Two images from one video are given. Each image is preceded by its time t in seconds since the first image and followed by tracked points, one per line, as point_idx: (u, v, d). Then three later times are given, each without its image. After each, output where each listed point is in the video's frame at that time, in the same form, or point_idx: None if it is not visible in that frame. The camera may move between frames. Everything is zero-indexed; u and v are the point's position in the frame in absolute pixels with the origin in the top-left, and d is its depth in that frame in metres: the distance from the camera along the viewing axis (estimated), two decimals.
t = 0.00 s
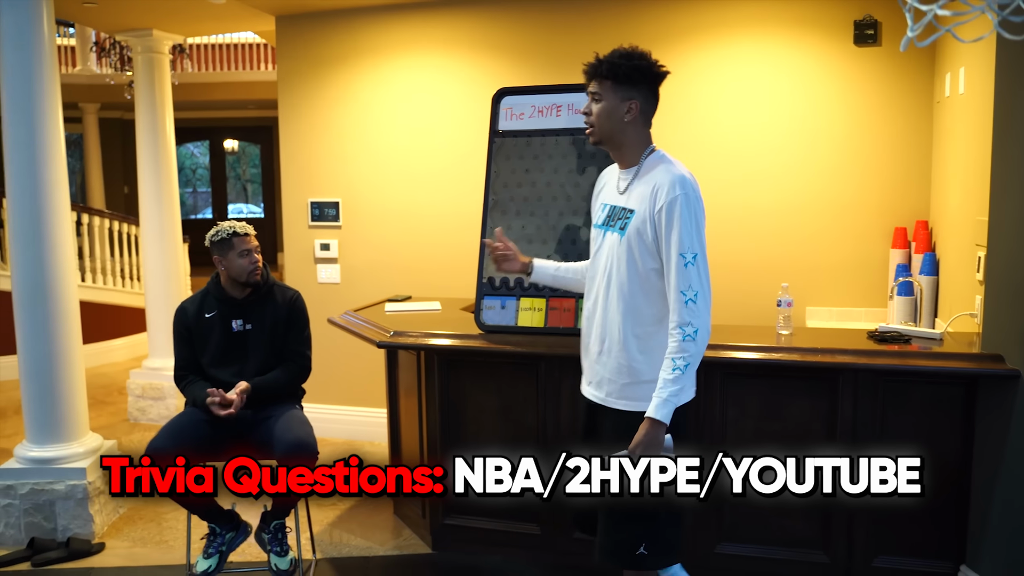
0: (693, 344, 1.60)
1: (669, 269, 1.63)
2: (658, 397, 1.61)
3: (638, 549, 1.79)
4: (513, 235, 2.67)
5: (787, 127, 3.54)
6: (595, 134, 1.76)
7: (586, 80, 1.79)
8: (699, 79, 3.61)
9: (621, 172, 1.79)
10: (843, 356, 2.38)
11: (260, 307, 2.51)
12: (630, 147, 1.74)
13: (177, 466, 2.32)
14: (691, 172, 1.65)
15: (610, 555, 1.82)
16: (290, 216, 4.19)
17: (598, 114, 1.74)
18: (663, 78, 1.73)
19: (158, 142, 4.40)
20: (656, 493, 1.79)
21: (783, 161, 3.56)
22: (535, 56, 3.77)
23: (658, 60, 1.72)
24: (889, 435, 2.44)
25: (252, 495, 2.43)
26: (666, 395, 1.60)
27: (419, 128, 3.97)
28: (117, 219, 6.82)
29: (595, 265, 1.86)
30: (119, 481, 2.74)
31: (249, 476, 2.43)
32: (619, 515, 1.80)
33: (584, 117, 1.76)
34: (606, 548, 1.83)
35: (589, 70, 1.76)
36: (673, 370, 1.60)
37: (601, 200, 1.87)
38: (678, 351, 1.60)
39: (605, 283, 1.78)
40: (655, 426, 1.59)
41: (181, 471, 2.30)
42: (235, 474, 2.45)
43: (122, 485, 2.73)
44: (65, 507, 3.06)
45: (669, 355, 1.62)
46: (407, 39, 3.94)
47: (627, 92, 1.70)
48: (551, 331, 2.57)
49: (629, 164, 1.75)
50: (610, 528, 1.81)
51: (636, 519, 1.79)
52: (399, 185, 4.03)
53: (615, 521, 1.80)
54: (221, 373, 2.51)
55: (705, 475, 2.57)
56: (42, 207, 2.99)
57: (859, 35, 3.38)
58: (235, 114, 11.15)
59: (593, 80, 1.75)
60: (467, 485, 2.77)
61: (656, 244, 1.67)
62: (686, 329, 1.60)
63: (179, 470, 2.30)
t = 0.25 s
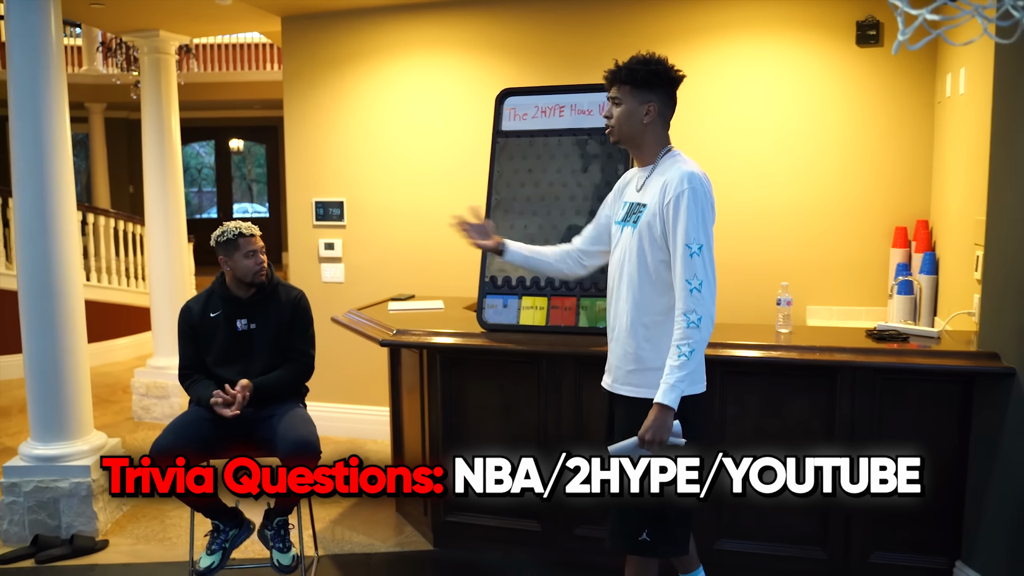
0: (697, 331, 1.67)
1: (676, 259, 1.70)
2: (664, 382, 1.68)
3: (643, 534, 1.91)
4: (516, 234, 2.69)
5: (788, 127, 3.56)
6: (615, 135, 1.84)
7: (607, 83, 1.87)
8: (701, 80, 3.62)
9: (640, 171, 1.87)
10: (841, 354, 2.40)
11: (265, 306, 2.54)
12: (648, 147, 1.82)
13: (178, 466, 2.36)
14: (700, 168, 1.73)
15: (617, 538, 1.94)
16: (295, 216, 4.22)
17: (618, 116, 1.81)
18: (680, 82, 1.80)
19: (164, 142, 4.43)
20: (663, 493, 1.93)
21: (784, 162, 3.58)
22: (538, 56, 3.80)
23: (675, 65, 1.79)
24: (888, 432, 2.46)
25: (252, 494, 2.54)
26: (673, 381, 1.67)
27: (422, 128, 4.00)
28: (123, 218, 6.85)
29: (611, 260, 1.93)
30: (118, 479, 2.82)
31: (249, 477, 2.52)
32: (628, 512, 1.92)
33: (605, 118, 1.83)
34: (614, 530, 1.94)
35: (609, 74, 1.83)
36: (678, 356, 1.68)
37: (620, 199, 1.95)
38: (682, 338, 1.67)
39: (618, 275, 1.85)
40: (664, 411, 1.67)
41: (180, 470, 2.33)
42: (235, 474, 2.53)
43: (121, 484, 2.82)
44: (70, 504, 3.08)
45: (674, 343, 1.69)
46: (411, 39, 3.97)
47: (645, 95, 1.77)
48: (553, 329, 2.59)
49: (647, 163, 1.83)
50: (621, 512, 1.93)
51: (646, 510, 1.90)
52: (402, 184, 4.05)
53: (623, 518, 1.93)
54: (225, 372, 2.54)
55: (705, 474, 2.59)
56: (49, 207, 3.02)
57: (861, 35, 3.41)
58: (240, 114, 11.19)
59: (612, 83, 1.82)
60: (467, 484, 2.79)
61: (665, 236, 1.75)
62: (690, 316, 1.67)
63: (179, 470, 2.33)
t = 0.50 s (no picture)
0: (716, 322, 1.72)
1: (697, 255, 1.74)
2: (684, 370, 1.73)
3: (651, 520, 2.00)
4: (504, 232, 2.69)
5: (775, 126, 3.59)
6: (628, 138, 1.87)
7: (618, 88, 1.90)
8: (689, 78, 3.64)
9: (649, 172, 1.90)
10: (827, 351, 2.43)
11: (256, 304, 2.53)
12: (661, 150, 1.86)
13: (177, 466, 2.36)
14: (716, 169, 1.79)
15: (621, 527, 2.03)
16: (284, 214, 4.22)
17: (632, 120, 1.84)
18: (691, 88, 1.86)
19: (152, 140, 4.42)
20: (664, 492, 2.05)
21: (772, 160, 3.61)
22: (527, 55, 3.81)
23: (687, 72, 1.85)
24: (873, 427, 2.49)
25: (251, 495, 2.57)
26: (688, 363, 1.72)
27: (412, 126, 4.00)
28: (110, 217, 6.80)
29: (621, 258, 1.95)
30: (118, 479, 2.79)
31: (248, 477, 2.57)
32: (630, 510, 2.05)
33: (618, 122, 1.86)
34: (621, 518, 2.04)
35: (622, 79, 1.87)
36: (698, 346, 1.72)
37: (628, 199, 1.97)
38: (702, 329, 1.72)
39: (632, 272, 1.87)
40: (676, 391, 1.73)
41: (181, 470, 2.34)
42: (236, 475, 2.57)
43: (120, 484, 2.80)
44: (59, 502, 3.08)
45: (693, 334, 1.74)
46: (400, 38, 3.97)
47: (661, 99, 1.82)
48: (542, 326, 2.60)
49: (659, 166, 1.87)
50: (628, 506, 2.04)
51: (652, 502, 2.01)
52: (392, 183, 4.06)
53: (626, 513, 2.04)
54: (216, 369, 2.54)
55: (704, 474, 2.59)
56: (37, 204, 3.01)
57: (847, 35, 3.44)
58: (228, 112, 11.14)
59: (626, 87, 1.85)
60: (467, 484, 2.81)
61: (684, 233, 1.79)
62: (710, 308, 1.72)
63: (179, 470, 2.34)
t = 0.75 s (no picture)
0: (752, 318, 1.75)
1: (726, 254, 1.79)
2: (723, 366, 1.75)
3: (660, 513, 2.01)
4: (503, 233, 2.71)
5: (771, 127, 3.62)
6: (651, 144, 1.90)
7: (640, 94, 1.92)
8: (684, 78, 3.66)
9: (668, 177, 1.94)
10: (826, 351, 2.45)
11: (257, 304, 2.53)
12: (682, 155, 1.90)
13: (177, 466, 2.35)
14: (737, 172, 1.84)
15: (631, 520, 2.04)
16: (280, 213, 4.21)
17: (656, 126, 1.87)
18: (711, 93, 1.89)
19: (146, 139, 4.40)
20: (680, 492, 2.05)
21: (767, 161, 3.64)
22: (524, 55, 3.82)
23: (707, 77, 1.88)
24: (870, 426, 2.52)
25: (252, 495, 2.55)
26: (730, 360, 1.75)
27: (408, 126, 4.00)
28: (102, 216, 6.76)
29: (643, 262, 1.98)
30: (116, 481, 2.76)
31: (248, 477, 2.55)
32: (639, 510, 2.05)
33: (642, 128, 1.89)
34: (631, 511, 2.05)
35: (644, 85, 1.89)
36: (734, 342, 1.75)
37: (647, 205, 2.00)
38: (738, 326, 1.75)
39: (658, 275, 1.90)
40: (722, 387, 1.75)
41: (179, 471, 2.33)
42: (236, 475, 2.56)
43: (118, 486, 2.76)
44: (56, 502, 3.08)
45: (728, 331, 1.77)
46: (397, 37, 3.97)
47: (684, 106, 1.85)
48: (541, 326, 2.60)
49: (679, 170, 1.91)
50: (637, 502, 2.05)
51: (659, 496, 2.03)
52: (388, 182, 4.06)
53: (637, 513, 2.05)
54: (217, 369, 2.54)
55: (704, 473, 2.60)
56: (33, 204, 3.00)
57: (841, 37, 3.47)
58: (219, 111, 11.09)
59: (648, 94, 1.88)
60: (467, 484, 2.81)
61: (711, 235, 1.83)
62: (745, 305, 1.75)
63: (179, 470, 2.33)
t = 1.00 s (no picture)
0: (807, 313, 1.79)
1: (776, 250, 1.83)
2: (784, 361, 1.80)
3: (699, 506, 2.02)
4: (534, 233, 2.70)
5: (799, 127, 3.60)
6: (695, 144, 1.97)
7: (682, 97, 2.00)
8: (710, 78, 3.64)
9: (712, 177, 2.00)
10: (861, 352, 2.43)
11: (290, 304, 2.54)
12: (725, 154, 1.96)
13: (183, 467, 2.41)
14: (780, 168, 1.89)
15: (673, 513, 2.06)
16: (305, 214, 4.23)
17: (700, 125, 1.94)
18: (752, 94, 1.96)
19: (172, 140, 4.43)
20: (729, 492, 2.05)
21: (795, 161, 3.62)
22: (550, 56, 3.82)
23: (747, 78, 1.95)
24: (903, 427, 2.50)
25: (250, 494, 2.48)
26: (796, 359, 1.79)
27: (433, 127, 4.01)
28: (125, 217, 6.81)
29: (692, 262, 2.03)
30: (117, 479, 3.11)
31: (250, 476, 2.45)
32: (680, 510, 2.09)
33: (686, 128, 1.96)
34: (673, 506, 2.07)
35: (686, 87, 1.97)
36: (793, 337, 1.79)
37: (692, 206, 2.06)
38: (795, 322, 1.80)
39: (710, 274, 1.95)
40: (791, 388, 1.80)
41: (180, 471, 2.61)
42: (235, 474, 2.41)
43: (121, 483, 3.12)
44: (88, 500, 3.11)
45: (786, 326, 1.81)
46: (422, 38, 3.98)
47: (726, 105, 1.92)
48: (573, 326, 2.62)
49: (723, 168, 1.97)
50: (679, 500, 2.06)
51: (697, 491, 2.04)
52: (413, 183, 4.07)
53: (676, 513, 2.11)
54: (251, 369, 2.56)
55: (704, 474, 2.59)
56: (66, 204, 3.03)
57: (871, 36, 3.44)
58: (238, 112, 11.17)
59: (692, 95, 1.95)
60: (466, 484, 2.85)
61: (759, 232, 1.88)
62: (799, 300, 1.79)
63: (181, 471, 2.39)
